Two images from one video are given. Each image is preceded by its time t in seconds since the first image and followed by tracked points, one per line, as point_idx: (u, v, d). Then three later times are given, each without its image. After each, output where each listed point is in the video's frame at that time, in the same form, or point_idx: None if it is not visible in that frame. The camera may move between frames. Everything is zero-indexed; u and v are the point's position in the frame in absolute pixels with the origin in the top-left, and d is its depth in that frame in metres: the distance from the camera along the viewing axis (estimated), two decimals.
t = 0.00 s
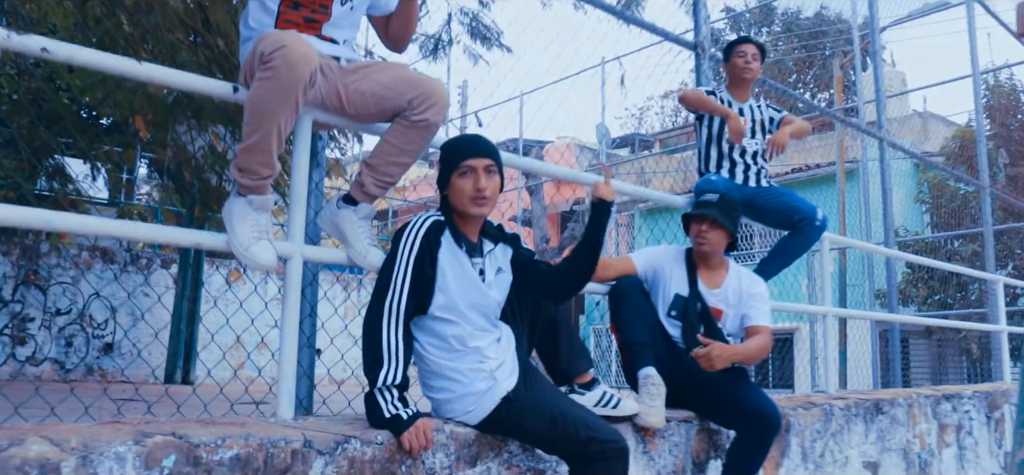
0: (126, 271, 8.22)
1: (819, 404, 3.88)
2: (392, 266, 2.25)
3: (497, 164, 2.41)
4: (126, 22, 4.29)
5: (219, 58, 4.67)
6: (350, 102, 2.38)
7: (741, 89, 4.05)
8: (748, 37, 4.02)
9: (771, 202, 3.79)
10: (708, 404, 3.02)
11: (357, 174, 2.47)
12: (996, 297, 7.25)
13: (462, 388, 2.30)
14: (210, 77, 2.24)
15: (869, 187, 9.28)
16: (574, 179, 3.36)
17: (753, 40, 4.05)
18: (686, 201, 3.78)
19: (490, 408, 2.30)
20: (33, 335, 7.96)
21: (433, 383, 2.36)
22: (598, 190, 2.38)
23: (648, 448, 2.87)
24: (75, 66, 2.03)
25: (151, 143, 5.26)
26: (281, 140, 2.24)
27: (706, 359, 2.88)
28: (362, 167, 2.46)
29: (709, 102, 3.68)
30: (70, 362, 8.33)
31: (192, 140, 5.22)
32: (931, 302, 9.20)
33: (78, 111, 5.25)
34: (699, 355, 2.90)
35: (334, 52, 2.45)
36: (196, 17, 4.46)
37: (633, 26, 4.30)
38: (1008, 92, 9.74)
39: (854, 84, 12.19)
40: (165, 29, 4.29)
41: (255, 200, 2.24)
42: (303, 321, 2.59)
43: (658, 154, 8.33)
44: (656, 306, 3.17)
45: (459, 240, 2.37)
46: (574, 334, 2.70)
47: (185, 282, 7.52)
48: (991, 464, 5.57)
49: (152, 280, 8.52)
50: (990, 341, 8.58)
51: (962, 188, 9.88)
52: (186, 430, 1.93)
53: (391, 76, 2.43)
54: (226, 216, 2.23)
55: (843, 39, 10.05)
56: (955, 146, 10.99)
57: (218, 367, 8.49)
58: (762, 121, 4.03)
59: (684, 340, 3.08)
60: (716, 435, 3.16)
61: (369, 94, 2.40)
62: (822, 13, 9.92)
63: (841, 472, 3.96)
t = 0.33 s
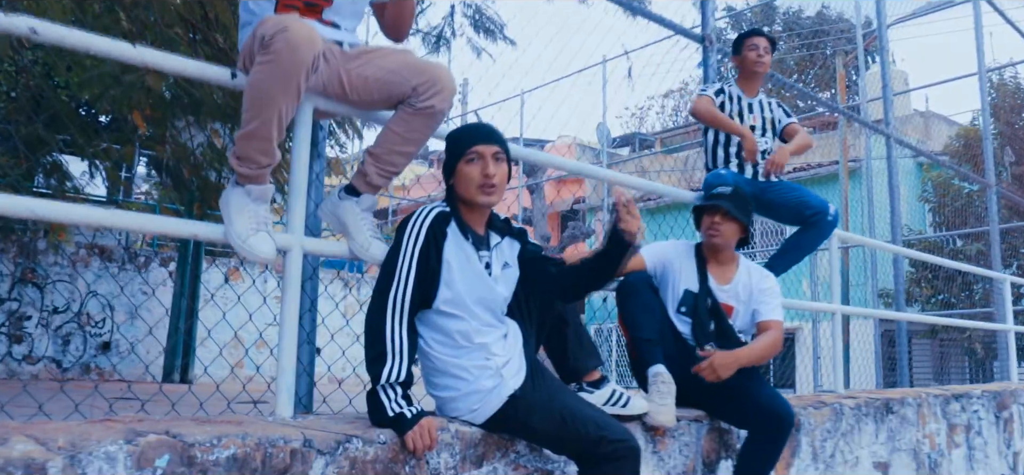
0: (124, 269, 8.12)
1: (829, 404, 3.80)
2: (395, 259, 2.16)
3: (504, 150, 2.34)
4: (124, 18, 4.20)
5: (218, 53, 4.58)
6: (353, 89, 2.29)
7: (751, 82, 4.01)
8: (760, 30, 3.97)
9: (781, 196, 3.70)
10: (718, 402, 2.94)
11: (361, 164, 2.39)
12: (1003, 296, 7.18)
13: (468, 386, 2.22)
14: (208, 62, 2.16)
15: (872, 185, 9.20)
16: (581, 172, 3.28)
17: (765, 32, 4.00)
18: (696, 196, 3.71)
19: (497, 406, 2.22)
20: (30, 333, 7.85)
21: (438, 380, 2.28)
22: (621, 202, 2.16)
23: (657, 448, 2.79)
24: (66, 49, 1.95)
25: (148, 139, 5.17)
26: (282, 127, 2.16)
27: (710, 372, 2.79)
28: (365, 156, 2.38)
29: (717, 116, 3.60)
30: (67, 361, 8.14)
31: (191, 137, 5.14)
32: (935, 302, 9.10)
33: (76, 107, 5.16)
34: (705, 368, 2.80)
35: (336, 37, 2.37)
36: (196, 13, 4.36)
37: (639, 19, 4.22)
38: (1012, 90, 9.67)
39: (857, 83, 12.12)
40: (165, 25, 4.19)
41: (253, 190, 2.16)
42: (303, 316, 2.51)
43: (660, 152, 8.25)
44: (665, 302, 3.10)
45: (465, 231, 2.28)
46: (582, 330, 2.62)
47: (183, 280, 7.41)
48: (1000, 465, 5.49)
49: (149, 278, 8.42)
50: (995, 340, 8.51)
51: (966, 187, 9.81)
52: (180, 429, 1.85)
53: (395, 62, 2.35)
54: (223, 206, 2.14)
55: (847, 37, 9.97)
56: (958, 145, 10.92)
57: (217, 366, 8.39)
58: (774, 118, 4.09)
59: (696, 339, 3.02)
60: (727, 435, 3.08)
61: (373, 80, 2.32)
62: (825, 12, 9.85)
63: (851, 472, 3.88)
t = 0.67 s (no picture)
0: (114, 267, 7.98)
1: (832, 403, 3.72)
2: (393, 250, 2.08)
3: (508, 139, 2.30)
4: (116, 11, 4.08)
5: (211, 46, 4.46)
6: (350, 75, 2.21)
7: (754, 74, 3.97)
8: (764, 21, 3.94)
9: (784, 192, 3.62)
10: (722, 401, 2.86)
11: (356, 152, 2.30)
12: (1001, 295, 7.13)
13: (467, 385, 2.14)
14: (197, 45, 2.07)
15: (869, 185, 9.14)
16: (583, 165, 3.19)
17: (768, 24, 3.98)
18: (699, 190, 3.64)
19: (497, 406, 2.14)
20: (17, 331, 7.71)
21: (435, 379, 2.19)
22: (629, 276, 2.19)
23: (661, 449, 2.70)
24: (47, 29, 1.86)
25: (139, 135, 5.05)
26: (274, 113, 2.07)
27: (712, 387, 2.74)
28: (361, 144, 2.29)
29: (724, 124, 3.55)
30: (55, 360, 8.02)
31: (183, 133, 5.04)
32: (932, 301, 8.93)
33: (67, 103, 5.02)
34: (704, 382, 2.76)
35: (331, 20, 2.27)
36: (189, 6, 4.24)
37: (640, 11, 4.14)
38: (1009, 89, 9.64)
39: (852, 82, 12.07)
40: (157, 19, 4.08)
41: (244, 178, 2.07)
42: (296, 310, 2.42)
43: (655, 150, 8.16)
44: (668, 299, 3.03)
45: (466, 222, 2.20)
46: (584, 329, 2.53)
47: (174, 278, 7.27)
48: (1000, 465, 5.43)
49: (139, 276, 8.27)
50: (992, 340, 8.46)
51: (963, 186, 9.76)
52: (165, 429, 1.76)
53: (393, 47, 2.27)
54: (212, 196, 2.05)
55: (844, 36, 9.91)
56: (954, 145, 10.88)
57: (207, 365, 8.26)
58: (776, 112, 4.04)
59: (700, 335, 2.94)
60: (730, 434, 3.00)
61: (370, 66, 2.23)
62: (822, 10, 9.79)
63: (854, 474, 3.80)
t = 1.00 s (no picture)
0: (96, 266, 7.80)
1: (831, 404, 3.64)
2: (387, 242, 1.98)
3: (508, 128, 2.25)
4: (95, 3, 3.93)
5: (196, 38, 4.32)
6: (340, 60, 2.11)
7: (750, 67, 3.92)
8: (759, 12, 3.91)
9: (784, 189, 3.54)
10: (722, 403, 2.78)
11: (347, 142, 2.21)
12: (994, 295, 7.08)
13: (462, 386, 2.05)
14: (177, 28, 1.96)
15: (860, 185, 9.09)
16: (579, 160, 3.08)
17: (763, 15, 3.95)
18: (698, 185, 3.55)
19: (495, 407, 2.05)
20: None
21: (428, 379, 2.10)
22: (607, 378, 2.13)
23: (660, 453, 2.61)
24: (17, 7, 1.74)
25: (120, 130, 4.89)
26: (260, 100, 1.97)
27: (711, 405, 2.62)
28: (352, 133, 2.20)
29: (723, 129, 3.50)
30: (35, 360, 7.79)
31: (167, 129, 4.90)
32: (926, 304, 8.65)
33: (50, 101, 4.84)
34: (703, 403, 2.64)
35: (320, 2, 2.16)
36: None
37: (635, 4, 4.07)
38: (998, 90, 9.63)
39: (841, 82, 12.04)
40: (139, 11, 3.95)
41: (228, 168, 1.96)
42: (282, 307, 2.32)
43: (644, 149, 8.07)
44: (666, 297, 2.95)
45: (462, 215, 2.12)
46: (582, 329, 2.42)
47: (157, 277, 7.12)
48: (994, 466, 5.38)
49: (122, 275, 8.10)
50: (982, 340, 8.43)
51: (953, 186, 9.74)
52: (141, 434, 1.66)
53: (385, 32, 2.19)
54: (194, 187, 1.94)
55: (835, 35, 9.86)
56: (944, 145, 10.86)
57: (191, 365, 8.10)
58: (774, 106, 3.98)
59: (699, 334, 2.85)
60: (730, 436, 2.91)
61: (361, 51, 2.14)
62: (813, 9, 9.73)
63: None
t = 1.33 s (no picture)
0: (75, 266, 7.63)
1: (826, 407, 3.58)
2: (376, 238, 1.92)
3: (505, 122, 2.20)
4: None
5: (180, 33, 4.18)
6: (324, 48, 2.02)
7: (742, 61, 3.85)
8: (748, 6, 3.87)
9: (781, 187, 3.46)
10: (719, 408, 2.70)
11: (331, 135, 2.12)
12: (983, 296, 7.05)
13: (453, 390, 1.97)
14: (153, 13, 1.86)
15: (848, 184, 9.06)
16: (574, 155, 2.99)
17: (755, 9, 3.89)
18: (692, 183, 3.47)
19: (486, 413, 1.97)
20: None
21: (418, 384, 2.02)
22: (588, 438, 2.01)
23: (655, 459, 2.53)
24: None
25: (100, 127, 4.75)
26: (238, 88, 1.88)
27: (708, 419, 2.55)
28: (337, 126, 2.11)
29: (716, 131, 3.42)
30: (12, 361, 7.62)
31: (147, 127, 4.76)
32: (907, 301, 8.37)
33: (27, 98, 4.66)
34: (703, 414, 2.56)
35: None
36: None
37: None
38: (984, 90, 9.63)
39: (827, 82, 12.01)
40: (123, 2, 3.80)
41: (206, 161, 1.87)
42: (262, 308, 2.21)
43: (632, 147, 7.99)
44: (660, 297, 2.87)
45: (455, 211, 2.07)
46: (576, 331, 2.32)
47: (137, 278, 6.97)
48: (985, 469, 5.34)
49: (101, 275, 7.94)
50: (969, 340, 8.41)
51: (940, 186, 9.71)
52: (112, 444, 1.55)
53: (374, 20, 2.09)
54: (172, 181, 1.85)
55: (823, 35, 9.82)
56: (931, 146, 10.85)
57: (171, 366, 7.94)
58: (768, 100, 3.92)
59: (694, 337, 2.77)
60: (725, 440, 2.83)
61: (348, 40, 2.05)
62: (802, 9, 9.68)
63: None
